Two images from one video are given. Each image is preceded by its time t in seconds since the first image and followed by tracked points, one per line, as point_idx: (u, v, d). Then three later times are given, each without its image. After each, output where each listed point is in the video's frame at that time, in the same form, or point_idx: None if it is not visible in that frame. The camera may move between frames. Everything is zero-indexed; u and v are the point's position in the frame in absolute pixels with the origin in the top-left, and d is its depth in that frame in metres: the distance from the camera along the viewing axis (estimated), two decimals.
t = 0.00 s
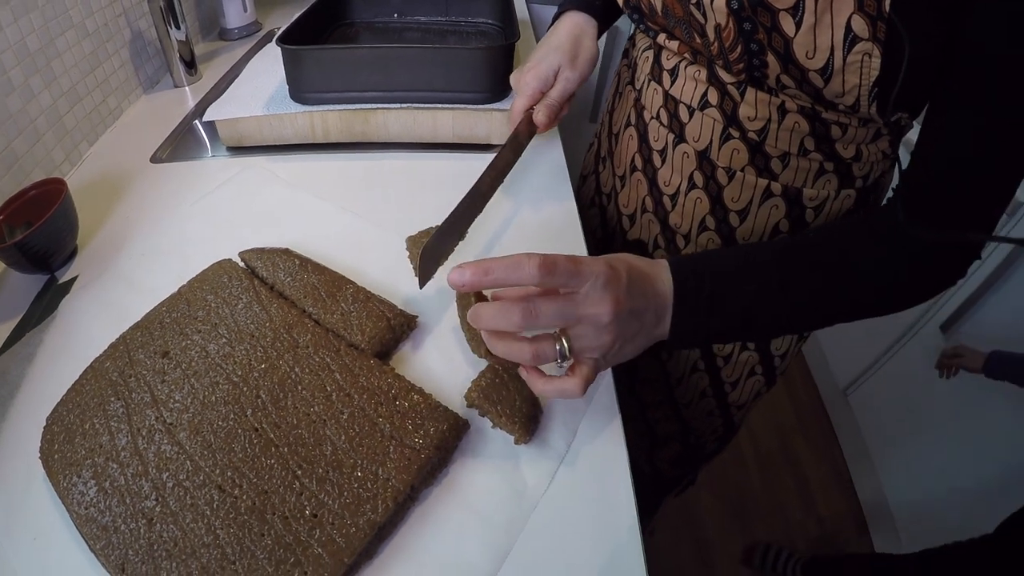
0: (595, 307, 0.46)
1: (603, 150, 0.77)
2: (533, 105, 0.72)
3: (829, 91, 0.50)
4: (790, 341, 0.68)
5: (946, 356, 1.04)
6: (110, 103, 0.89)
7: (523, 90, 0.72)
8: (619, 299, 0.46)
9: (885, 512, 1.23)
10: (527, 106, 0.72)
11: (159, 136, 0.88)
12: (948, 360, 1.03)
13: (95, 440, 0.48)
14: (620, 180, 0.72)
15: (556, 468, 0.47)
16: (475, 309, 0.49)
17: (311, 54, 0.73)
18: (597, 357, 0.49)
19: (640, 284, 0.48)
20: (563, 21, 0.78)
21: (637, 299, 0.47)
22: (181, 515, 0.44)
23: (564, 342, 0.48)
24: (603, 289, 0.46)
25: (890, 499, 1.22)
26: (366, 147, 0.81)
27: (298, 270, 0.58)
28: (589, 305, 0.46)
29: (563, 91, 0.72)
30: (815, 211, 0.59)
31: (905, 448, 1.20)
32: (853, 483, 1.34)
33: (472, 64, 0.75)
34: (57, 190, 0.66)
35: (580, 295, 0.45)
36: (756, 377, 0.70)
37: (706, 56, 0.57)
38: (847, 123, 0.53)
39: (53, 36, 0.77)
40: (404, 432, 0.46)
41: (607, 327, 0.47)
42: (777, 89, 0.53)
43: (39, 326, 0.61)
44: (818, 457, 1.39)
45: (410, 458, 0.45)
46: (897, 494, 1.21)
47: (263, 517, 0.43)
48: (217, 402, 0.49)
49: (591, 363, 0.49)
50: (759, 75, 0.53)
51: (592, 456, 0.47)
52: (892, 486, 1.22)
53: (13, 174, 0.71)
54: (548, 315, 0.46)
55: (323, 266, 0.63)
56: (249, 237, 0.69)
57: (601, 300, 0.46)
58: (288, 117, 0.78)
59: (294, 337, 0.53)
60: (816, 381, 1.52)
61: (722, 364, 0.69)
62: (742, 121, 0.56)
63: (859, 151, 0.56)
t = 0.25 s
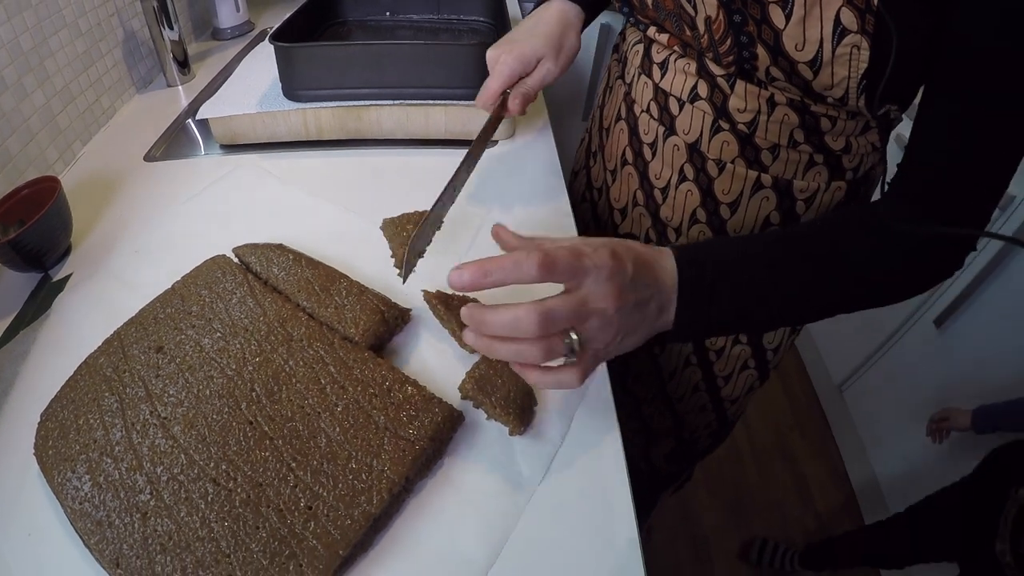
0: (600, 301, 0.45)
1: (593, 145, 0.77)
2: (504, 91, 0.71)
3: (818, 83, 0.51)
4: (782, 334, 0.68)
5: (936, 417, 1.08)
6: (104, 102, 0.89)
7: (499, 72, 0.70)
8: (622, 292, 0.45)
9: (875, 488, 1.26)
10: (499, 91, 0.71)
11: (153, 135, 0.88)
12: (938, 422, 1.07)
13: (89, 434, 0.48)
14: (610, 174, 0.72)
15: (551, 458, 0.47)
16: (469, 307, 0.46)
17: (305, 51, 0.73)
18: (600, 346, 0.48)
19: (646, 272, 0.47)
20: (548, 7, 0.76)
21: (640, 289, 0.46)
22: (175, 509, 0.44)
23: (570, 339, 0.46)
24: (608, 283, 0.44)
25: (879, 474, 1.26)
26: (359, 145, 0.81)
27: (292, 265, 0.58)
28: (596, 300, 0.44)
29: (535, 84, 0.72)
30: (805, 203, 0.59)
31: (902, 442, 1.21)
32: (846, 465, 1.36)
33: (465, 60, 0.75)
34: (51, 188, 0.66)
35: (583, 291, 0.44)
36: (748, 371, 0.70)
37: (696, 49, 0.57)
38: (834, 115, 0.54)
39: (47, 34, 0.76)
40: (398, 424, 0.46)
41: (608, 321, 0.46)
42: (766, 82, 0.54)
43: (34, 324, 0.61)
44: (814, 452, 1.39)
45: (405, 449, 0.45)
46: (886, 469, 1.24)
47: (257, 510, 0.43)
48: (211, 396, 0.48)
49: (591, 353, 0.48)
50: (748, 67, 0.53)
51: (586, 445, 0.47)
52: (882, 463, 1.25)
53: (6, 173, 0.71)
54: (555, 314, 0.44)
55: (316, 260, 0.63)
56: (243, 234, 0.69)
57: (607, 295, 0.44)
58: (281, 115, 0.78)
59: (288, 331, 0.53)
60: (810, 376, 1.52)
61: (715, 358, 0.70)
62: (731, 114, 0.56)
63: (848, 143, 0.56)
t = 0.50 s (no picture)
0: (634, 290, 0.42)
1: (591, 148, 0.78)
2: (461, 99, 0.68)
3: (818, 87, 0.51)
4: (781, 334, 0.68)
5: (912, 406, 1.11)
6: (106, 105, 0.90)
7: (463, 79, 0.67)
8: (653, 284, 0.43)
9: (872, 479, 1.27)
10: (458, 98, 0.67)
11: (154, 138, 0.89)
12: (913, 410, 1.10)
13: (92, 432, 0.48)
14: (609, 176, 0.72)
15: (552, 455, 0.47)
16: (494, 292, 0.42)
17: (306, 55, 0.74)
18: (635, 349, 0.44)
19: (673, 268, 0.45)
20: (525, 8, 0.72)
21: (668, 286, 0.44)
22: (178, 505, 0.44)
23: (620, 325, 0.42)
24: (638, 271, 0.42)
25: (876, 465, 1.26)
26: (359, 148, 0.82)
27: (294, 264, 0.59)
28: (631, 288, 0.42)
29: (489, 103, 0.70)
30: (803, 203, 0.60)
31: (899, 440, 1.21)
32: (844, 463, 1.36)
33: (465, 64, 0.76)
34: (54, 190, 0.67)
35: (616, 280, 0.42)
36: (748, 370, 0.71)
37: (696, 52, 0.58)
38: (832, 118, 0.54)
39: (51, 38, 0.77)
40: (399, 421, 0.46)
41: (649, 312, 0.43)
42: (766, 85, 0.54)
43: (37, 323, 0.61)
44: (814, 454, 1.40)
45: (406, 445, 0.45)
46: (883, 461, 1.24)
47: (260, 505, 0.43)
48: (214, 393, 0.49)
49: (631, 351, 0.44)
50: (748, 70, 0.54)
51: (587, 442, 0.48)
52: (880, 456, 1.26)
53: (10, 175, 0.72)
54: (593, 301, 0.41)
55: (317, 260, 0.63)
56: (245, 235, 0.69)
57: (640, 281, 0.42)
58: (282, 118, 0.78)
59: (290, 329, 0.53)
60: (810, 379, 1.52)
61: (715, 357, 0.70)
62: (730, 116, 0.56)
63: (846, 144, 0.57)
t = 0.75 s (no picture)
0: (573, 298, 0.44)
1: (575, 151, 0.79)
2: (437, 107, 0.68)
3: (802, 88, 0.52)
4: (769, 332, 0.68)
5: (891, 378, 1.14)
6: (93, 115, 0.90)
7: (440, 86, 0.67)
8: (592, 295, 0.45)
9: (870, 484, 1.27)
10: (433, 106, 0.67)
11: (142, 147, 0.89)
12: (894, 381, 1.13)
13: (79, 440, 0.49)
14: (593, 180, 0.73)
15: (538, 456, 0.47)
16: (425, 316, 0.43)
17: (291, 62, 0.74)
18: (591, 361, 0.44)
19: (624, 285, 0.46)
20: (502, 12, 0.73)
21: (612, 298, 0.46)
22: (164, 511, 0.44)
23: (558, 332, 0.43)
24: (571, 284, 0.45)
25: (874, 470, 1.26)
26: (346, 154, 0.82)
27: (280, 271, 0.59)
28: (562, 297, 0.44)
29: (464, 112, 0.70)
30: (787, 202, 0.60)
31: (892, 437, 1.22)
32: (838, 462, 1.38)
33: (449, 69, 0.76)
34: (41, 200, 0.67)
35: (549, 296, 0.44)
36: (738, 369, 0.71)
37: (677, 54, 0.58)
38: (815, 117, 0.55)
39: (38, 49, 0.78)
40: (384, 424, 0.47)
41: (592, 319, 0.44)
42: (748, 86, 0.55)
43: (24, 334, 0.61)
44: (808, 452, 1.40)
45: (391, 448, 0.45)
46: (881, 466, 1.25)
47: (245, 510, 0.44)
48: (199, 399, 0.49)
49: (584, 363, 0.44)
50: (731, 72, 0.55)
51: (573, 442, 0.48)
52: (876, 461, 1.26)
53: None
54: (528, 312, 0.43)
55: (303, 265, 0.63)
56: (232, 242, 0.69)
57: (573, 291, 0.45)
58: (268, 125, 0.78)
59: (276, 334, 0.53)
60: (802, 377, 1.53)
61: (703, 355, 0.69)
62: (713, 118, 0.57)
63: (828, 143, 0.57)
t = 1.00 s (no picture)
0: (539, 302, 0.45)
1: (566, 151, 0.79)
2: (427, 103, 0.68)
3: (790, 84, 0.52)
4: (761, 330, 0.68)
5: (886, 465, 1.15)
6: (86, 119, 0.90)
7: (431, 82, 0.67)
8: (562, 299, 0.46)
9: (869, 486, 1.26)
10: (424, 101, 0.67)
11: (135, 150, 0.89)
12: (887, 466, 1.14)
13: (71, 440, 0.49)
14: (584, 179, 0.73)
15: (531, 454, 0.47)
16: (389, 324, 0.44)
17: (283, 64, 0.74)
18: (565, 363, 0.45)
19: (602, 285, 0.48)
20: (492, 10, 0.74)
21: (582, 301, 0.47)
22: (156, 511, 0.44)
23: (527, 336, 0.44)
24: (537, 289, 0.46)
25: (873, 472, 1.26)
26: (338, 156, 0.82)
27: (272, 271, 0.59)
28: (531, 302, 0.45)
29: (455, 108, 0.71)
30: (777, 200, 0.60)
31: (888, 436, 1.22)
32: (835, 460, 1.38)
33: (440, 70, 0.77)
34: (34, 203, 0.67)
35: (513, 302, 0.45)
36: (730, 368, 0.70)
37: (664, 53, 0.59)
38: (804, 114, 0.55)
39: (30, 52, 0.78)
40: (376, 422, 0.47)
41: (563, 321, 0.45)
42: (736, 83, 0.55)
43: (16, 336, 0.61)
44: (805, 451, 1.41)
45: (383, 446, 0.46)
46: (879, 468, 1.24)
47: (237, 509, 0.44)
48: (191, 399, 0.49)
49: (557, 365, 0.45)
50: (718, 69, 0.55)
51: (566, 440, 0.48)
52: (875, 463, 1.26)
53: None
54: (494, 318, 0.44)
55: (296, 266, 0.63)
56: (224, 244, 0.69)
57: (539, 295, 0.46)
58: (261, 127, 0.79)
59: (267, 334, 0.53)
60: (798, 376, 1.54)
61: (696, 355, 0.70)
62: (701, 116, 0.57)
63: (818, 140, 0.58)
